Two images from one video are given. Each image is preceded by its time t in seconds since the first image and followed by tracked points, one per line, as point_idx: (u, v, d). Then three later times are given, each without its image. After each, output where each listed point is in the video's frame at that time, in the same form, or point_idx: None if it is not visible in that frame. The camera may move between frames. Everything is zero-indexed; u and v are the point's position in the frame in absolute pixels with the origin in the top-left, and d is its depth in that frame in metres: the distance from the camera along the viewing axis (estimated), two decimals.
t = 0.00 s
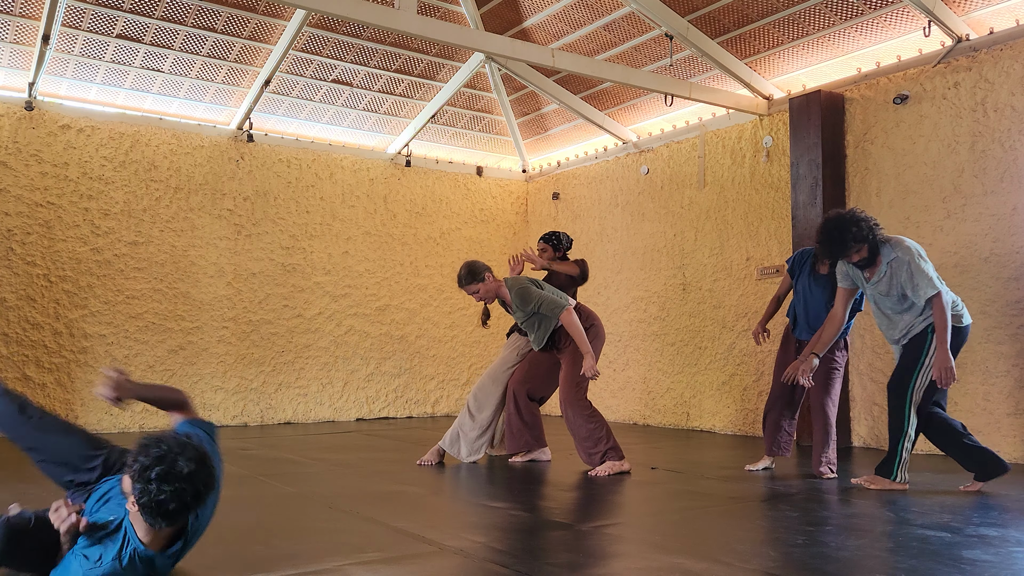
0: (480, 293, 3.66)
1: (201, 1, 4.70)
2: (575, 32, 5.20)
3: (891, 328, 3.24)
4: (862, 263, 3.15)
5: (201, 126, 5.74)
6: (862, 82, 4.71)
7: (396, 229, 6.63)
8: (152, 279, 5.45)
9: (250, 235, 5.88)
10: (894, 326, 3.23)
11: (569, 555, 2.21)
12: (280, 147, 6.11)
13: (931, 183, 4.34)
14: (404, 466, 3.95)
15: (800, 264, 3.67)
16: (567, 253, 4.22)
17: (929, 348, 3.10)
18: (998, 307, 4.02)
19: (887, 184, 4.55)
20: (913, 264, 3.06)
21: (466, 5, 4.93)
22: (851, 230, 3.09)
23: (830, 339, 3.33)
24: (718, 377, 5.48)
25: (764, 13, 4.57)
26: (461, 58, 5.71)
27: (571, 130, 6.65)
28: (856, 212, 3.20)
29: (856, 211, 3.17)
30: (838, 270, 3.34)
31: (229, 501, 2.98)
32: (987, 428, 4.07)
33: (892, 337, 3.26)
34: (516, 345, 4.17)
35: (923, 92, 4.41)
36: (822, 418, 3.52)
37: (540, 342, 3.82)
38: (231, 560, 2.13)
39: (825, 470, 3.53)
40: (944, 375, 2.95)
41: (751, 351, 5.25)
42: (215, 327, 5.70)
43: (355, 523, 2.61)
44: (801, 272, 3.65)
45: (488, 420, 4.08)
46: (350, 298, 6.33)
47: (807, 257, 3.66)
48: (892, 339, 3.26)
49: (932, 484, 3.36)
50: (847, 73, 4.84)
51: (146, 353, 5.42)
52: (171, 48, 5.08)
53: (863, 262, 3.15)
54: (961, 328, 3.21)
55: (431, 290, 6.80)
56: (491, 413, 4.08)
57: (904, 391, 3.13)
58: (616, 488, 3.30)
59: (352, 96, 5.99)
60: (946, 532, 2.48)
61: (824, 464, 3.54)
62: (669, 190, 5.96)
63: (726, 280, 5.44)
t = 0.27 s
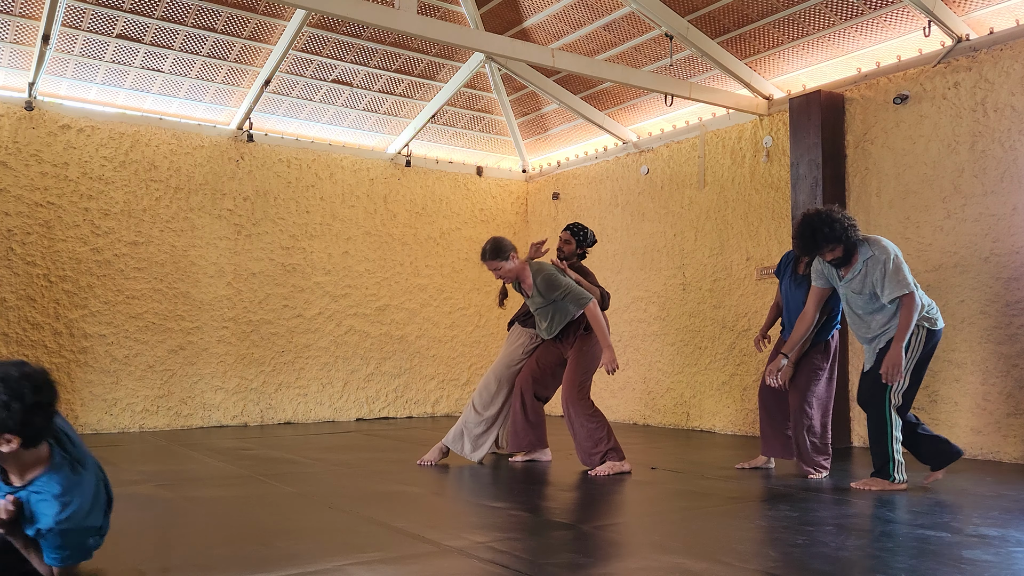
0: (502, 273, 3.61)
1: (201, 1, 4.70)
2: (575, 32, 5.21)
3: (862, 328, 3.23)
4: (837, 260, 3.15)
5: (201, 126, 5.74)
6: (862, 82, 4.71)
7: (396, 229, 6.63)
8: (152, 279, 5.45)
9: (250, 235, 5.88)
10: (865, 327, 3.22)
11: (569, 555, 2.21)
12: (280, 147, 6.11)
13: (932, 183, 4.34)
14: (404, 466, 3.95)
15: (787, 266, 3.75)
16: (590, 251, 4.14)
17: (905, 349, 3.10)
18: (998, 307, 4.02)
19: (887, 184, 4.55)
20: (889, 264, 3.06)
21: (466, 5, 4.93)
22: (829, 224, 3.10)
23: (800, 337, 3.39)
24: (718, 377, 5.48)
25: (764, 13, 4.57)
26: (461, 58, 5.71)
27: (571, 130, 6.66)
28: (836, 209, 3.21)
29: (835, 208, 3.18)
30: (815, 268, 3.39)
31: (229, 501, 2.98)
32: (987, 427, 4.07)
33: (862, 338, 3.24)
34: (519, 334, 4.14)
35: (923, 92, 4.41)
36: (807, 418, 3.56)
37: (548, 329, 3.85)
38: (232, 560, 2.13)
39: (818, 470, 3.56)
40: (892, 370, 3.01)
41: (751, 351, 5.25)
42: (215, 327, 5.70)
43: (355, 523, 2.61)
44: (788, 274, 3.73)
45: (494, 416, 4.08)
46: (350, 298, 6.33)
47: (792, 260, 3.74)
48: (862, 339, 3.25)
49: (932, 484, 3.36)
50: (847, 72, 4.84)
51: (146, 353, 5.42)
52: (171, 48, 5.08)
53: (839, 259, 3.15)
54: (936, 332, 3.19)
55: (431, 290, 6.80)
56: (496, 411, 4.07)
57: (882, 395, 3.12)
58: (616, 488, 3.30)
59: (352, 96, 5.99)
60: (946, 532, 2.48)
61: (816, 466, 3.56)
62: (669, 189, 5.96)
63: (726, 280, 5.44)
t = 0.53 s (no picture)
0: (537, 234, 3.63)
1: (201, 1, 4.70)
2: (575, 32, 5.20)
3: (850, 323, 3.23)
4: (829, 253, 3.17)
5: (201, 126, 5.75)
6: (862, 82, 4.71)
7: (396, 229, 6.63)
8: (151, 279, 5.45)
9: (250, 235, 5.88)
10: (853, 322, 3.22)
11: (569, 555, 2.20)
12: (280, 147, 6.11)
13: (932, 183, 4.34)
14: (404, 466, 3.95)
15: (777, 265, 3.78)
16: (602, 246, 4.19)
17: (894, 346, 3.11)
18: (998, 307, 4.02)
19: (887, 184, 4.54)
20: (884, 256, 3.09)
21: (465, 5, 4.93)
22: (824, 216, 3.12)
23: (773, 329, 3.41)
24: (718, 377, 5.47)
25: (764, 13, 4.57)
26: (461, 58, 5.71)
27: (571, 130, 6.66)
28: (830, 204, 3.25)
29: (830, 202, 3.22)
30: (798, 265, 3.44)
31: (228, 500, 2.98)
32: (987, 428, 4.07)
33: (850, 333, 3.24)
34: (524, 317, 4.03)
35: (923, 92, 4.41)
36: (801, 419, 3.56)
37: (558, 307, 3.83)
38: (231, 560, 2.13)
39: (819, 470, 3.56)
40: (881, 338, 3.02)
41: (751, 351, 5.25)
42: (215, 327, 5.70)
43: (354, 522, 2.61)
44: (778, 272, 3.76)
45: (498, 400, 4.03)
46: (350, 298, 6.33)
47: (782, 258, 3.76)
48: (849, 335, 3.24)
49: (932, 484, 3.36)
50: (847, 73, 4.84)
51: (146, 353, 5.42)
52: (171, 48, 5.08)
53: (830, 253, 3.16)
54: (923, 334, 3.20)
55: (431, 290, 6.80)
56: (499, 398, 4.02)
57: (877, 396, 3.13)
58: (616, 488, 3.29)
59: (352, 96, 5.99)
60: (946, 532, 2.48)
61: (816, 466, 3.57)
62: (669, 189, 5.96)
63: (726, 280, 5.44)
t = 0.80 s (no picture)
0: (561, 219, 3.63)
1: (202, 1, 4.70)
2: (575, 32, 5.21)
3: (842, 318, 3.23)
4: (829, 242, 3.19)
5: (201, 126, 5.75)
6: (862, 82, 4.71)
7: (396, 229, 6.63)
8: (152, 279, 5.46)
9: (250, 235, 5.88)
10: (846, 317, 3.22)
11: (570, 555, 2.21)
12: (280, 147, 6.11)
13: (931, 183, 4.34)
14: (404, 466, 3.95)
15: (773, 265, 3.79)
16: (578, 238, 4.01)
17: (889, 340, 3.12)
18: (998, 307, 4.02)
19: (887, 184, 4.54)
20: (884, 245, 3.13)
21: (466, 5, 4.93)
22: (828, 205, 3.17)
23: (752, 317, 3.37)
24: (718, 377, 5.48)
25: (764, 13, 4.57)
26: (461, 58, 5.71)
27: (571, 130, 6.66)
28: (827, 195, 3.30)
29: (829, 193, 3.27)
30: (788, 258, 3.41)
31: (228, 501, 2.98)
32: (987, 428, 4.07)
33: (841, 328, 3.24)
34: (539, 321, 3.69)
35: (923, 92, 4.41)
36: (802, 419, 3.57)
37: (565, 296, 3.78)
38: (231, 560, 2.14)
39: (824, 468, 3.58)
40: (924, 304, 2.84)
41: (751, 351, 5.25)
42: (215, 327, 5.70)
43: (355, 522, 2.61)
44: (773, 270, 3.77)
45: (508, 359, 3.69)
46: (350, 298, 6.33)
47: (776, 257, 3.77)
48: (842, 329, 3.23)
49: (932, 484, 3.36)
50: (847, 72, 4.84)
51: (146, 353, 5.42)
52: (171, 48, 5.08)
53: (830, 242, 3.18)
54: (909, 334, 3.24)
55: (431, 290, 6.80)
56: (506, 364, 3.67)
57: (873, 396, 3.13)
58: (616, 488, 3.30)
59: (352, 96, 5.99)
60: (946, 532, 2.48)
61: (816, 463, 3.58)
62: (669, 189, 5.96)
63: (726, 280, 5.44)
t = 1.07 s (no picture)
0: (584, 211, 3.59)
1: (201, 1, 4.70)
2: (575, 32, 5.20)
3: (835, 312, 3.24)
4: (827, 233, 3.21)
5: (201, 126, 5.75)
6: (862, 82, 4.71)
7: (396, 229, 6.63)
8: (152, 279, 5.46)
9: (250, 235, 5.88)
10: (839, 311, 3.23)
11: (570, 555, 2.21)
12: (280, 147, 6.11)
13: (931, 183, 4.34)
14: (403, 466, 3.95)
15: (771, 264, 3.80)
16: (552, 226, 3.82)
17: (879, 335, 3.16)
18: (998, 307, 4.02)
19: (887, 184, 4.54)
20: (879, 233, 3.16)
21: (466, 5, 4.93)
22: (829, 195, 3.21)
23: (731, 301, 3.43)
24: (718, 377, 5.48)
25: (764, 13, 4.57)
26: (461, 58, 5.71)
27: (571, 130, 6.66)
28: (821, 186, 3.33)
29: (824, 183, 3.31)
30: (779, 251, 3.39)
31: (228, 501, 2.98)
32: (987, 428, 4.07)
33: (835, 323, 3.24)
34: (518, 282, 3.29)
35: (923, 92, 4.41)
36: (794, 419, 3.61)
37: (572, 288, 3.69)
38: (231, 560, 2.13)
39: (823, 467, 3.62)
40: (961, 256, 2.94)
41: (750, 352, 5.25)
42: (215, 327, 5.70)
43: (355, 522, 2.61)
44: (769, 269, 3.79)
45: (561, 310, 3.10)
46: (350, 298, 6.33)
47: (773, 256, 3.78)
48: (836, 325, 3.24)
49: (932, 484, 3.36)
50: (847, 72, 4.84)
51: (146, 353, 5.42)
52: (171, 48, 5.08)
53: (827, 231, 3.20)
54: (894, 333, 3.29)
55: (431, 290, 6.80)
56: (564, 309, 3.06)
57: (869, 396, 3.15)
58: (616, 488, 3.29)
59: (352, 96, 5.99)
60: (945, 532, 2.48)
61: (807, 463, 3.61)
62: (669, 189, 5.96)
63: (726, 280, 5.44)
